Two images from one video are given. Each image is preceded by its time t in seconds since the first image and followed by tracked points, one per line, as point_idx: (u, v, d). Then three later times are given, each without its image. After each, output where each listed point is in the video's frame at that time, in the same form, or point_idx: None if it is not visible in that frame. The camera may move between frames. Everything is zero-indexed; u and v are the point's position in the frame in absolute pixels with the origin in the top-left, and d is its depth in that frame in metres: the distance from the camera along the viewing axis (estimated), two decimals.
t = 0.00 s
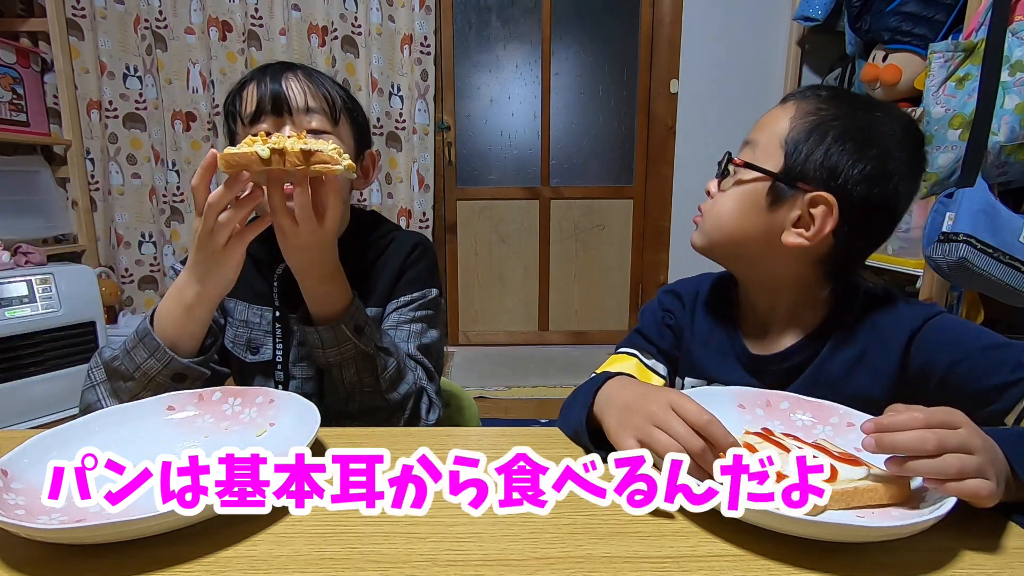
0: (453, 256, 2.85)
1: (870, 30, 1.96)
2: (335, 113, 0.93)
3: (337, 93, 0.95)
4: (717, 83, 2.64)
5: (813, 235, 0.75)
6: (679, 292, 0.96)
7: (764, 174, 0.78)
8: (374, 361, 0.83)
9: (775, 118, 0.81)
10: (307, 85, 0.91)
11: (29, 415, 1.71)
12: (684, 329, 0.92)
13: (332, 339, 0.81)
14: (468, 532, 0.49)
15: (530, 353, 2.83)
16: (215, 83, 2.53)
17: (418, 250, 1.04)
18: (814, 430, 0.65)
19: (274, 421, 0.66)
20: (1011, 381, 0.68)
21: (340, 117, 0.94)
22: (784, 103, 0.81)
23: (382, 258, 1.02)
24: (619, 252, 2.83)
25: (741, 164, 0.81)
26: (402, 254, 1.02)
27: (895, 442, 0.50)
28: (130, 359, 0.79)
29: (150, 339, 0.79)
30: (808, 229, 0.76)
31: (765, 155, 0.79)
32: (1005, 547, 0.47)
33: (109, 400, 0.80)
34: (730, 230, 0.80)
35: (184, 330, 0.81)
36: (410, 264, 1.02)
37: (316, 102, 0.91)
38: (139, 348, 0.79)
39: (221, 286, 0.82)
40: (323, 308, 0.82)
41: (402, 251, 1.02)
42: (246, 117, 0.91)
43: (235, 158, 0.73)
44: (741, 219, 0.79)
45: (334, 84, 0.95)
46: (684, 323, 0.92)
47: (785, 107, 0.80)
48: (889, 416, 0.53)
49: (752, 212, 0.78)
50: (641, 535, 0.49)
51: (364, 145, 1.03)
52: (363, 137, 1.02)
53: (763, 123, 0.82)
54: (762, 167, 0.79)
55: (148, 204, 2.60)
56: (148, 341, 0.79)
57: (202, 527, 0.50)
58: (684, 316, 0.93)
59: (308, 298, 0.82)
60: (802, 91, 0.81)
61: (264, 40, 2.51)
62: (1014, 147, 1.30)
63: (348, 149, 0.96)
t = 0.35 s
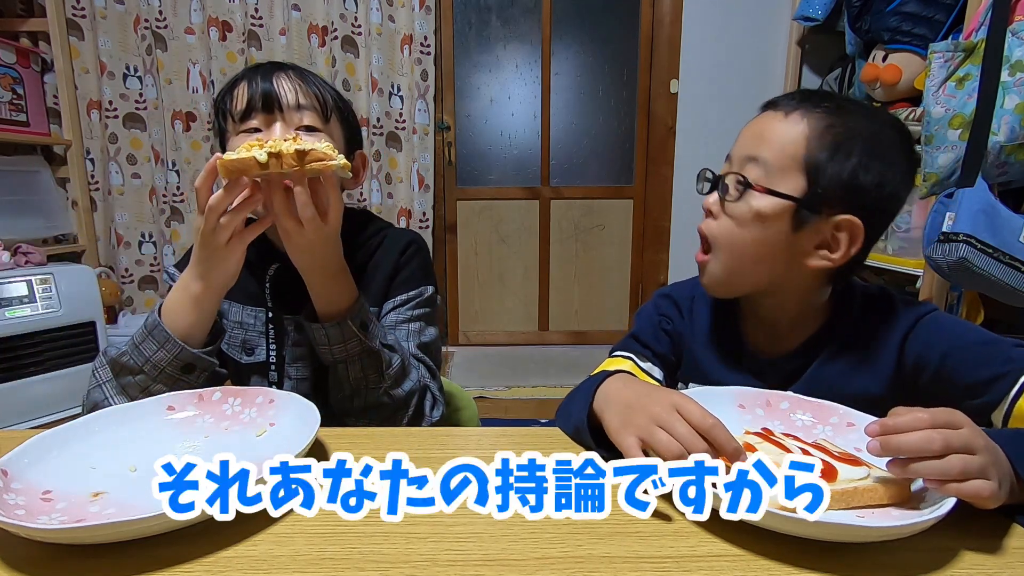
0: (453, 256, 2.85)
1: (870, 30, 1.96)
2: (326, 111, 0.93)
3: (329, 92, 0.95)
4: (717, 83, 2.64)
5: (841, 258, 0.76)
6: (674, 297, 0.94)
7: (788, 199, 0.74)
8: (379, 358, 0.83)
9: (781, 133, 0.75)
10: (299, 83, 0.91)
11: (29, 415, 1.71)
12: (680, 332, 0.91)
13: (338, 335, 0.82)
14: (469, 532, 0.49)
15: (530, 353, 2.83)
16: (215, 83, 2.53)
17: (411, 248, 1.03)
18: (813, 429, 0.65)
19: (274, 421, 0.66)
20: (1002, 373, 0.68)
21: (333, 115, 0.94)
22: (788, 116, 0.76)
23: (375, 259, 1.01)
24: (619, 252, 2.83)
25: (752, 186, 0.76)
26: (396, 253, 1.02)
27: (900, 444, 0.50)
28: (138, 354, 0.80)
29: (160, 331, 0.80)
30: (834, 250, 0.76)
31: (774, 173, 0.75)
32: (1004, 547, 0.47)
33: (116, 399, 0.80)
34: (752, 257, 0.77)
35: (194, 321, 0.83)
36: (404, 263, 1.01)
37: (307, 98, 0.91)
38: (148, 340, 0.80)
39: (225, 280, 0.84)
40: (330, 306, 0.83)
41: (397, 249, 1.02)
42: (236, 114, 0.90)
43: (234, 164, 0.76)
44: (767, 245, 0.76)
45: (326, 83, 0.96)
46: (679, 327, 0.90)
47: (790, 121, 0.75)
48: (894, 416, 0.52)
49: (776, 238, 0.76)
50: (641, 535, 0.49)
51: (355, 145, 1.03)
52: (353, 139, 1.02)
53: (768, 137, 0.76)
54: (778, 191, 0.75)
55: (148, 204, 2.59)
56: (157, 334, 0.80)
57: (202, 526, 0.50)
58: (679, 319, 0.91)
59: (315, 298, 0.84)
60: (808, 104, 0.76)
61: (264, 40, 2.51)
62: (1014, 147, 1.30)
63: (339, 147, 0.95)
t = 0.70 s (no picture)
0: (453, 256, 2.85)
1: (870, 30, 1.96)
2: (310, 105, 0.92)
3: (313, 87, 0.95)
4: (717, 84, 2.64)
5: (872, 301, 0.75)
6: (661, 303, 0.90)
7: (840, 259, 0.68)
8: (374, 364, 0.84)
9: (819, 169, 0.65)
10: (283, 76, 0.91)
11: (29, 415, 1.71)
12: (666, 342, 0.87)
13: (332, 343, 0.82)
14: (469, 531, 0.49)
15: (530, 353, 2.83)
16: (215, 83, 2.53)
17: (404, 248, 1.04)
18: (807, 428, 0.65)
19: (274, 420, 0.66)
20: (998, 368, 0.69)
21: (317, 109, 0.94)
22: (834, 154, 0.66)
23: (367, 261, 1.01)
24: (619, 252, 2.83)
25: (804, 247, 0.67)
26: (389, 253, 1.02)
27: (909, 430, 0.51)
28: (132, 364, 0.81)
29: (151, 341, 0.81)
30: (866, 295, 0.74)
31: (825, 228, 0.67)
32: (1004, 546, 0.47)
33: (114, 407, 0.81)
34: (788, 309, 0.72)
35: (185, 329, 0.83)
36: (396, 265, 1.01)
37: (291, 91, 0.90)
38: (141, 350, 0.81)
39: (211, 290, 0.83)
40: (322, 311, 0.84)
41: (389, 250, 1.02)
42: (219, 107, 0.90)
43: (208, 182, 0.78)
44: (806, 298, 0.72)
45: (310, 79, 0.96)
46: (665, 335, 0.87)
47: (837, 163, 0.65)
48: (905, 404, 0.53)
49: (816, 292, 0.71)
50: (640, 534, 0.49)
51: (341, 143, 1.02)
52: (339, 137, 1.02)
53: (806, 173, 0.65)
54: (829, 250, 0.68)
55: (148, 204, 2.60)
56: (150, 344, 0.81)
57: (203, 526, 0.50)
58: (666, 329, 0.88)
59: (307, 305, 0.84)
60: (853, 142, 0.67)
61: (264, 40, 2.51)
62: (1014, 147, 1.30)
63: (325, 140, 0.94)
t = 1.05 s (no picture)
0: (453, 256, 2.85)
1: (870, 30, 1.96)
2: (294, 108, 0.91)
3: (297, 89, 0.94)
4: (718, 84, 2.64)
5: (875, 311, 0.75)
6: (655, 303, 0.89)
7: (849, 268, 0.68)
8: (370, 375, 0.83)
9: (834, 174, 0.65)
10: (263, 80, 0.90)
11: (29, 415, 1.71)
12: (658, 343, 0.87)
13: (326, 355, 0.81)
14: (469, 532, 0.49)
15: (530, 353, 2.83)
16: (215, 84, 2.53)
17: (396, 250, 1.04)
18: (806, 429, 0.65)
19: (274, 421, 0.66)
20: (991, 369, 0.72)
21: (301, 113, 0.92)
22: (852, 159, 0.65)
23: (359, 262, 1.01)
24: (619, 252, 2.83)
25: (814, 254, 0.66)
26: (382, 254, 1.02)
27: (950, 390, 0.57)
28: (123, 380, 0.81)
29: (142, 356, 0.81)
30: (869, 304, 0.74)
31: (836, 235, 0.66)
32: (1005, 545, 0.47)
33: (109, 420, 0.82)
34: (789, 316, 0.71)
35: (174, 343, 0.83)
36: (388, 267, 1.01)
37: (273, 95, 0.89)
38: (131, 365, 0.81)
39: (198, 304, 0.83)
40: (316, 325, 0.83)
41: (381, 251, 1.02)
42: (198, 114, 0.89)
43: (185, 200, 0.74)
44: (809, 307, 0.71)
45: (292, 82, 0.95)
46: (659, 336, 0.86)
47: (856, 168, 0.65)
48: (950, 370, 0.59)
49: (821, 302, 0.71)
50: (640, 534, 0.49)
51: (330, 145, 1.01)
52: (328, 137, 1.01)
53: (820, 179, 0.65)
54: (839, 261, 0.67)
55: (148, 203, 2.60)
56: (141, 359, 0.81)
57: (203, 526, 0.50)
58: (659, 329, 0.87)
59: (299, 316, 0.83)
60: (870, 147, 0.67)
61: (264, 40, 2.51)
62: (1014, 147, 1.31)
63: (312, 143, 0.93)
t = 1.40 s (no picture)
0: (453, 256, 2.85)
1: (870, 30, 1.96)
2: (288, 115, 0.90)
3: (291, 92, 0.92)
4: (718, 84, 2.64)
5: (857, 292, 0.75)
6: (645, 301, 0.88)
7: (826, 238, 0.67)
8: (369, 382, 0.83)
9: (804, 148, 0.65)
10: (256, 87, 0.88)
11: (28, 415, 1.71)
12: (649, 341, 0.85)
13: (324, 362, 0.81)
14: (469, 532, 0.49)
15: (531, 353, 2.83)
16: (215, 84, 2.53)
17: (395, 252, 1.04)
18: (806, 428, 0.65)
19: (274, 421, 0.66)
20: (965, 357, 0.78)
21: (296, 121, 0.92)
22: (818, 130, 0.66)
23: (358, 263, 1.01)
24: (619, 252, 2.83)
25: (791, 224, 0.66)
26: (382, 255, 1.02)
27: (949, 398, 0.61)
28: (118, 388, 0.81)
29: (136, 364, 0.81)
30: (851, 285, 0.74)
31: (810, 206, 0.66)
32: (1005, 546, 0.47)
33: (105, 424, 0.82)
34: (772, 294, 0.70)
35: (167, 350, 0.83)
36: (387, 269, 1.01)
37: (266, 103, 0.88)
38: (126, 374, 0.81)
39: (191, 312, 0.82)
40: (314, 334, 0.82)
41: (381, 252, 1.02)
42: (191, 121, 0.88)
43: (178, 208, 0.75)
44: (790, 288, 0.70)
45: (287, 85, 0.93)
46: (649, 334, 0.85)
47: (822, 139, 0.66)
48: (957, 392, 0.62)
49: (803, 279, 0.70)
50: (640, 535, 0.49)
51: (326, 148, 1.01)
52: (324, 138, 1.00)
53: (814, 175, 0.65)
54: (816, 228, 0.67)
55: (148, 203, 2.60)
56: (135, 367, 0.81)
57: (203, 526, 0.50)
58: (650, 327, 0.86)
59: (299, 326, 0.83)
60: (836, 120, 0.68)
61: (264, 40, 2.51)
62: (1014, 146, 1.30)
63: (307, 152, 0.94)
